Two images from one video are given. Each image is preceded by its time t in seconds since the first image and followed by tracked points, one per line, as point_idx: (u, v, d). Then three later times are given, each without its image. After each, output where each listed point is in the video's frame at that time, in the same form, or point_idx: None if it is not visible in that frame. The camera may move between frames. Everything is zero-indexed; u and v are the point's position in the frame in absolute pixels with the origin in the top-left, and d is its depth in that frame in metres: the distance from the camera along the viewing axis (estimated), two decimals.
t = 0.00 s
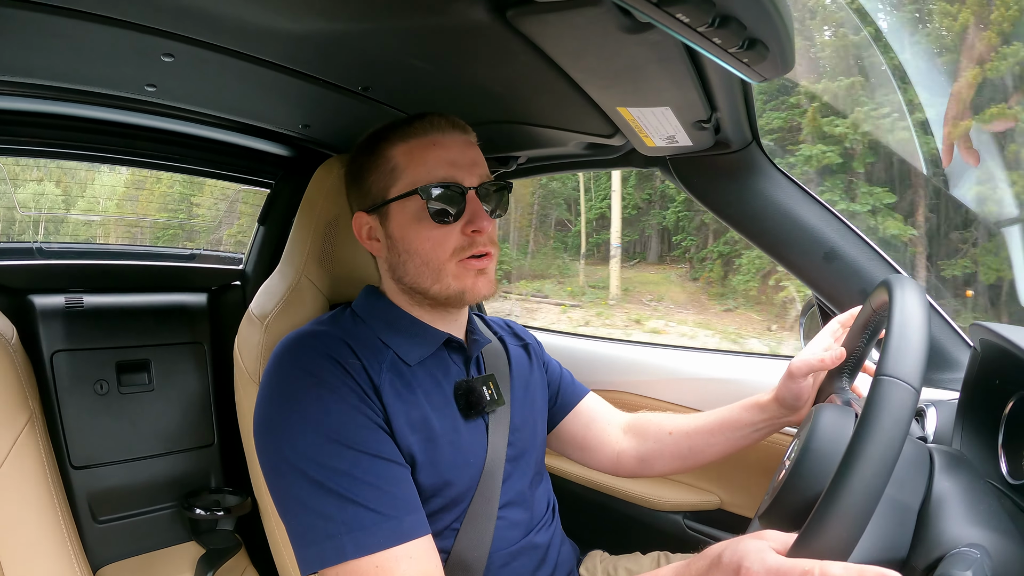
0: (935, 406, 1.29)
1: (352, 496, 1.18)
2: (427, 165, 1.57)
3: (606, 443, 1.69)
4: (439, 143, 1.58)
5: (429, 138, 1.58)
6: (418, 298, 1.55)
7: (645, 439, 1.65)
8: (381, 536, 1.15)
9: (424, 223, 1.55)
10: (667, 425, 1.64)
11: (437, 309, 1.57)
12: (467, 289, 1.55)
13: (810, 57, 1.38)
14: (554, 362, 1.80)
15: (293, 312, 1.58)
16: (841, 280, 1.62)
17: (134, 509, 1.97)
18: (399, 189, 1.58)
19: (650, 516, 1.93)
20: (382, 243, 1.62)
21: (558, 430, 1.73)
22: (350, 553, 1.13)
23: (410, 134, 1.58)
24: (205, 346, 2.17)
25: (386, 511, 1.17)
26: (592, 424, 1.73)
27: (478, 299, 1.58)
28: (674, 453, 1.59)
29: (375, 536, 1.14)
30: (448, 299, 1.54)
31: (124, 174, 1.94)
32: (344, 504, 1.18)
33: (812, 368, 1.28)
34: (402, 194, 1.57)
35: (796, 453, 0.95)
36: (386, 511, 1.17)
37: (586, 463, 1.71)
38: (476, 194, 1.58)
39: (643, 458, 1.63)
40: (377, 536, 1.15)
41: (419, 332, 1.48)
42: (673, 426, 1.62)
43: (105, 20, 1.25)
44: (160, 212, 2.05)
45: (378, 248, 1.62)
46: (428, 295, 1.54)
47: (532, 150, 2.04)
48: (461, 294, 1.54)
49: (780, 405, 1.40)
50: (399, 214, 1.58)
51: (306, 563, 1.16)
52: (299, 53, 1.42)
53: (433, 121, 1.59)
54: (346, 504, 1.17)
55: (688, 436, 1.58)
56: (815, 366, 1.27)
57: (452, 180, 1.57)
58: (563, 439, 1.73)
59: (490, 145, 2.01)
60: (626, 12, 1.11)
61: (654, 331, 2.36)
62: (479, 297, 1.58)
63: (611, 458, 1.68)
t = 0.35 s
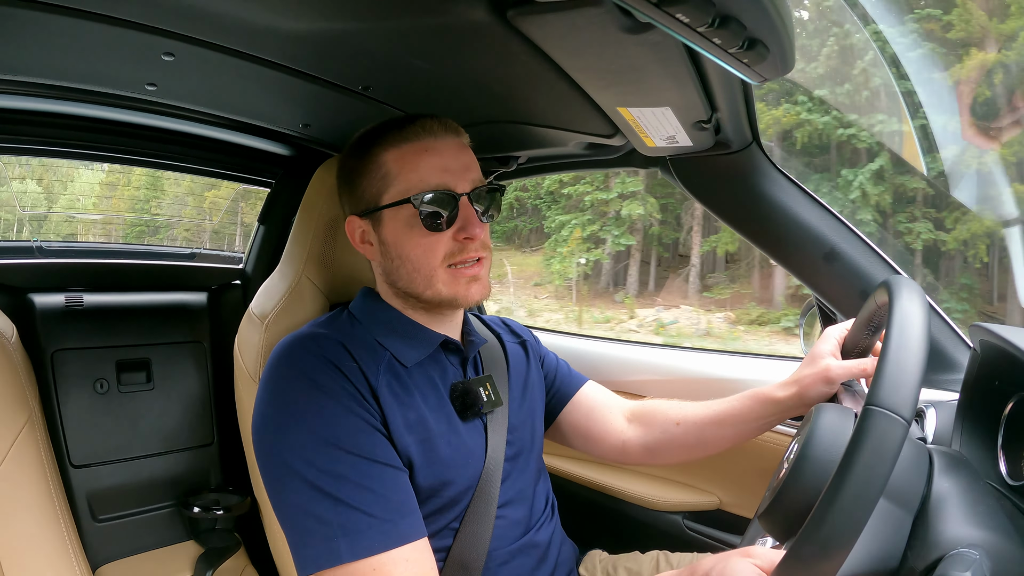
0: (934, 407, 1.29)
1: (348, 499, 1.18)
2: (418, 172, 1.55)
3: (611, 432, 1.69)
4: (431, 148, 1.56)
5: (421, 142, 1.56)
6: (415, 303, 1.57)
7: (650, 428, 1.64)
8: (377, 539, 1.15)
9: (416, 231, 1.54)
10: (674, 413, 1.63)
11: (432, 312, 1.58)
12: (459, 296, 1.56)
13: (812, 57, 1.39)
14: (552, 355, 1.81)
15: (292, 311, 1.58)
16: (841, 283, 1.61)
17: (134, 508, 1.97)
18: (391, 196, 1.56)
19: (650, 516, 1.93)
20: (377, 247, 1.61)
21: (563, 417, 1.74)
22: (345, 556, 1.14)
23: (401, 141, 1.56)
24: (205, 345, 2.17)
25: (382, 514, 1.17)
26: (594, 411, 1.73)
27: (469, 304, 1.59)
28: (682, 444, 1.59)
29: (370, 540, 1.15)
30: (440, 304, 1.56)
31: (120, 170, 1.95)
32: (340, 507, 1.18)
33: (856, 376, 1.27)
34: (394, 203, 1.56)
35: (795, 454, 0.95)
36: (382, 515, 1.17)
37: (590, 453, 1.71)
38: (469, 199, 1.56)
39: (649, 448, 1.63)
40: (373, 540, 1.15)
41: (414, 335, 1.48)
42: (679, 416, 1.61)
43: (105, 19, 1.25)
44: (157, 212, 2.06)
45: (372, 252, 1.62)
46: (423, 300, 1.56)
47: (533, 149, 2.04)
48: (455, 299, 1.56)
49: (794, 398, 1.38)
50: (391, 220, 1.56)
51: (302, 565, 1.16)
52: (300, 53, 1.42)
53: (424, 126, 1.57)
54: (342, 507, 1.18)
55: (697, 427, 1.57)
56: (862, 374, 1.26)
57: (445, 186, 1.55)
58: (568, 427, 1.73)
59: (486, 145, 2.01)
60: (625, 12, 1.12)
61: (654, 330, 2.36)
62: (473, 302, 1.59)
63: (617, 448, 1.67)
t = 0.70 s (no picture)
0: (934, 408, 1.29)
1: (349, 498, 1.18)
2: (424, 168, 1.56)
3: (615, 424, 1.69)
4: (437, 146, 1.57)
5: (426, 141, 1.57)
6: (418, 299, 1.56)
7: (655, 420, 1.65)
8: (377, 539, 1.15)
9: (422, 227, 1.55)
10: (678, 405, 1.64)
11: (434, 309, 1.58)
12: (466, 289, 1.55)
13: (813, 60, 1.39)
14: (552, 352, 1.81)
15: (292, 312, 1.58)
16: (841, 283, 1.61)
17: (134, 509, 1.96)
18: (396, 194, 1.58)
19: (649, 517, 1.93)
20: (380, 245, 1.62)
21: (565, 410, 1.72)
22: (346, 555, 1.14)
23: (406, 138, 1.57)
24: (205, 345, 2.17)
25: (383, 514, 1.17)
26: (596, 404, 1.73)
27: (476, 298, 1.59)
28: (686, 436, 1.59)
29: (370, 540, 1.15)
30: (447, 300, 1.55)
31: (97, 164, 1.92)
32: (340, 506, 1.18)
33: (862, 368, 1.26)
34: (400, 199, 1.57)
35: (796, 455, 0.95)
36: (383, 514, 1.17)
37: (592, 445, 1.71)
38: (473, 196, 1.57)
39: (654, 439, 1.64)
40: (374, 539, 1.15)
41: (415, 333, 1.48)
42: (684, 408, 1.62)
43: (105, 20, 1.25)
44: (156, 211, 2.07)
45: (377, 250, 1.62)
46: (427, 297, 1.55)
47: (533, 150, 2.04)
48: (459, 294, 1.55)
49: (798, 391, 1.38)
50: (397, 218, 1.58)
51: (303, 563, 1.16)
52: (299, 54, 1.42)
53: (429, 125, 1.58)
54: (342, 506, 1.17)
55: (701, 419, 1.58)
56: (868, 367, 1.24)
57: (450, 183, 1.56)
58: (569, 423, 1.73)
59: (486, 146, 2.01)
60: (626, 13, 1.12)
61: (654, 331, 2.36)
62: (478, 296, 1.58)
63: (621, 440, 1.68)
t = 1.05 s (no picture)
0: (934, 409, 1.29)
1: (350, 502, 1.18)
2: (415, 170, 1.56)
3: (616, 424, 1.69)
4: (429, 148, 1.57)
5: (418, 143, 1.57)
6: (413, 301, 1.57)
7: (657, 418, 1.65)
8: (378, 542, 1.15)
9: (414, 229, 1.55)
10: (681, 404, 1.63)
11: (431, 312, 1.58)
12: (459, 291, 1.55)
13: (814, 60, 1.39)
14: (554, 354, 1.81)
15: (292, 312, 1.58)
16: (841, 283, 1.62)
17: (134, 509, 1.96)
18: (390, 196, 1.58)
19: (649, 518, 1.93)
20: (377, 248, 1.62)
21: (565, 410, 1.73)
22: (347, 558, 1.14)
23: (398, 141, 1.58)
24: (205, 346, 2.17)
25: (384, 518, 1.17)
26: (597, 404, 1.73)
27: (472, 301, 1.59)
28: (687, 435, 1.60)
29: (370, 544, 1.15)
30: (440, 302, 1.55)
31: (65, 162, 1.86)
32: (341, 510, 1.18)
33: (862, 367, 1.25)
34: (392, 202, 1.57)
35: (796, 454, 0.95)
36: (383, 518, 1.17)
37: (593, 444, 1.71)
38: (465, 197, 1.56)
39: (656, 437, 1.64)
40: (374, 542, 1.15)
41: (417, 335, 1.48)
42: (685, 407, 1.62)
43: (105, 20, 1.25)
44: (156, 211, 2.04)
45: (374, 253, 1.63)
46: (421, 299, 1.55)
47: (532, 151, 2.04)
48: (453, 297, 1.55)
49: (798, 391, 1.38)
50: (390, 220, 1.58)
51: (304, 565, 1.17)
52: (299, 54, 1.42)
53: (422, 128, 1.59)
54: (343, 510, 1.17)
55: (702, 417, 1.58)
56: (868, 365, 1.24)
57: (441, 185, 1.56)
58: (572, 423, 1.73)
59: (486, 147, 2.01)
60: (626, 14, 1.12)
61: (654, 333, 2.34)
62: (473, 298, 1.58)
63: (621, 438, 1.68)
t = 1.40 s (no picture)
0: (933, 409, 1.29)
1: (345, 512, 1.18)
2: (395, 173, 1.55)
3: (616, 425, 1.69)
4: (410, 151, 1.55)
5: (401, 145, 1.56)
6: (405, 303, 1.58)
7: (658, 419, 1.64)
8: (371, 554, 1.15)
9: (394, 233, 1.53)
10: (680, 406, 1.63)
11: (423, 314, 1.58)
12: (442, 295, 1.52)
13: (814, 60, 1.39)
14: (555, 356, 1.82)
15: (292, 312, 1.58)
16: (841, 283, 1.61)
17: (134, 509, 1.97)
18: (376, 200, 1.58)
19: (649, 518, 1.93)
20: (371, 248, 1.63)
21: (570, 408, 1.74)
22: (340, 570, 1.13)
23: (384, 143, 1.58)
24: (205, 346, 2.17)
25: (378, 531, 1.17)
26: (597, 403, 1.73)
27: (463, 304, 1.56)
28: (687, 434, 1.58)
29: (364, 555, 1.14)
30: (426, 305, 1.54)
31: (43, 167, 1.84)
32: (336, 520, 1.17)
33: (861, 370, 1.26)
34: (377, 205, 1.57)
35: (795, 454, 0.95)
36: (377, 530, 1.17)
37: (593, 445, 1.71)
38: (446, 199, 1.53)
39: (656, 439, 1.62)
40: (368, 554, 1.14)
41: (419, 338, 1.48)
42: (685, 409, 1.61)
43: (105, 20, 1.25)
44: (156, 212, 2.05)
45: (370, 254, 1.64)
46: (409, 301, 1.56)
47: (533, 151, 2.04)
48: (438, 301, 1.53)
49: (796, 394, 1.37)
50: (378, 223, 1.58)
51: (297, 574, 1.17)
52: (299, 54, 1.42)
53: (404, 129, 1.57)
54: (338, 521, 1.17)
55: (701, 419, 1.57)
56: (866, 369, 1.24)
57: (420, 188, 1.54)
58: (572, 423, 1.74)
59: (487, 147, 2.01)
60: (626, 14, 1.11)
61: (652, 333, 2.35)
62: (460, 302, 1.55)
63: (622, 439, 1.68)
